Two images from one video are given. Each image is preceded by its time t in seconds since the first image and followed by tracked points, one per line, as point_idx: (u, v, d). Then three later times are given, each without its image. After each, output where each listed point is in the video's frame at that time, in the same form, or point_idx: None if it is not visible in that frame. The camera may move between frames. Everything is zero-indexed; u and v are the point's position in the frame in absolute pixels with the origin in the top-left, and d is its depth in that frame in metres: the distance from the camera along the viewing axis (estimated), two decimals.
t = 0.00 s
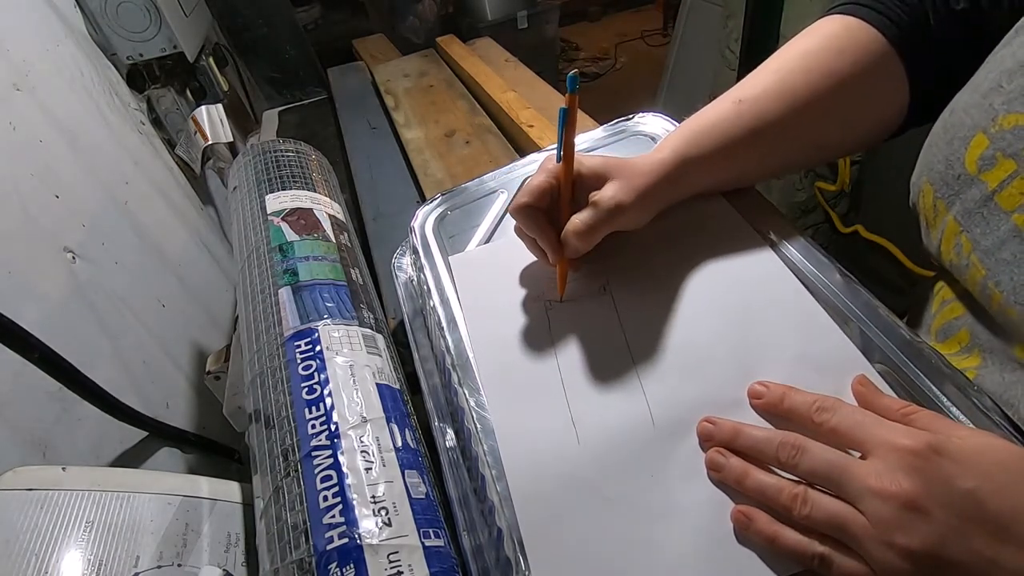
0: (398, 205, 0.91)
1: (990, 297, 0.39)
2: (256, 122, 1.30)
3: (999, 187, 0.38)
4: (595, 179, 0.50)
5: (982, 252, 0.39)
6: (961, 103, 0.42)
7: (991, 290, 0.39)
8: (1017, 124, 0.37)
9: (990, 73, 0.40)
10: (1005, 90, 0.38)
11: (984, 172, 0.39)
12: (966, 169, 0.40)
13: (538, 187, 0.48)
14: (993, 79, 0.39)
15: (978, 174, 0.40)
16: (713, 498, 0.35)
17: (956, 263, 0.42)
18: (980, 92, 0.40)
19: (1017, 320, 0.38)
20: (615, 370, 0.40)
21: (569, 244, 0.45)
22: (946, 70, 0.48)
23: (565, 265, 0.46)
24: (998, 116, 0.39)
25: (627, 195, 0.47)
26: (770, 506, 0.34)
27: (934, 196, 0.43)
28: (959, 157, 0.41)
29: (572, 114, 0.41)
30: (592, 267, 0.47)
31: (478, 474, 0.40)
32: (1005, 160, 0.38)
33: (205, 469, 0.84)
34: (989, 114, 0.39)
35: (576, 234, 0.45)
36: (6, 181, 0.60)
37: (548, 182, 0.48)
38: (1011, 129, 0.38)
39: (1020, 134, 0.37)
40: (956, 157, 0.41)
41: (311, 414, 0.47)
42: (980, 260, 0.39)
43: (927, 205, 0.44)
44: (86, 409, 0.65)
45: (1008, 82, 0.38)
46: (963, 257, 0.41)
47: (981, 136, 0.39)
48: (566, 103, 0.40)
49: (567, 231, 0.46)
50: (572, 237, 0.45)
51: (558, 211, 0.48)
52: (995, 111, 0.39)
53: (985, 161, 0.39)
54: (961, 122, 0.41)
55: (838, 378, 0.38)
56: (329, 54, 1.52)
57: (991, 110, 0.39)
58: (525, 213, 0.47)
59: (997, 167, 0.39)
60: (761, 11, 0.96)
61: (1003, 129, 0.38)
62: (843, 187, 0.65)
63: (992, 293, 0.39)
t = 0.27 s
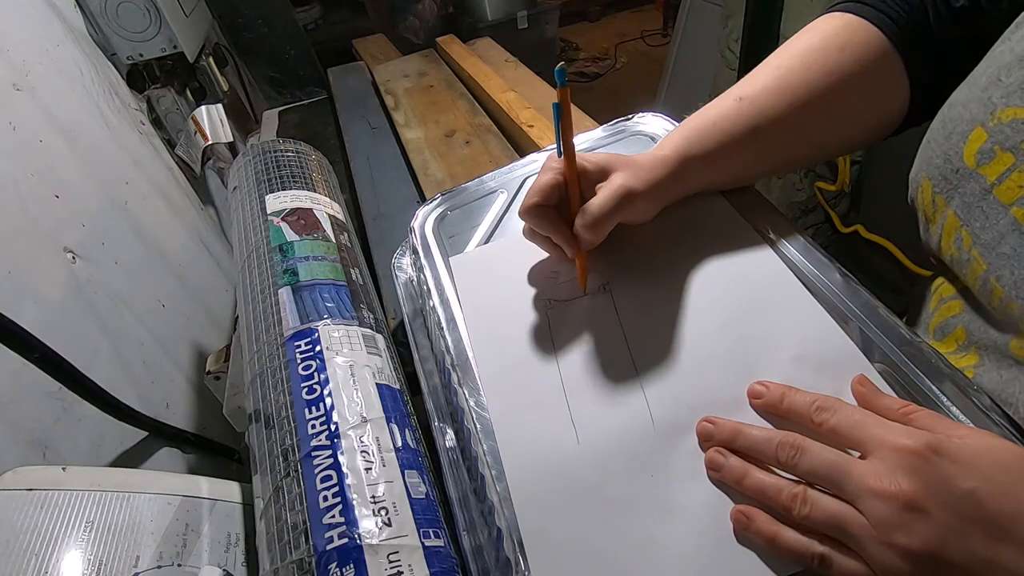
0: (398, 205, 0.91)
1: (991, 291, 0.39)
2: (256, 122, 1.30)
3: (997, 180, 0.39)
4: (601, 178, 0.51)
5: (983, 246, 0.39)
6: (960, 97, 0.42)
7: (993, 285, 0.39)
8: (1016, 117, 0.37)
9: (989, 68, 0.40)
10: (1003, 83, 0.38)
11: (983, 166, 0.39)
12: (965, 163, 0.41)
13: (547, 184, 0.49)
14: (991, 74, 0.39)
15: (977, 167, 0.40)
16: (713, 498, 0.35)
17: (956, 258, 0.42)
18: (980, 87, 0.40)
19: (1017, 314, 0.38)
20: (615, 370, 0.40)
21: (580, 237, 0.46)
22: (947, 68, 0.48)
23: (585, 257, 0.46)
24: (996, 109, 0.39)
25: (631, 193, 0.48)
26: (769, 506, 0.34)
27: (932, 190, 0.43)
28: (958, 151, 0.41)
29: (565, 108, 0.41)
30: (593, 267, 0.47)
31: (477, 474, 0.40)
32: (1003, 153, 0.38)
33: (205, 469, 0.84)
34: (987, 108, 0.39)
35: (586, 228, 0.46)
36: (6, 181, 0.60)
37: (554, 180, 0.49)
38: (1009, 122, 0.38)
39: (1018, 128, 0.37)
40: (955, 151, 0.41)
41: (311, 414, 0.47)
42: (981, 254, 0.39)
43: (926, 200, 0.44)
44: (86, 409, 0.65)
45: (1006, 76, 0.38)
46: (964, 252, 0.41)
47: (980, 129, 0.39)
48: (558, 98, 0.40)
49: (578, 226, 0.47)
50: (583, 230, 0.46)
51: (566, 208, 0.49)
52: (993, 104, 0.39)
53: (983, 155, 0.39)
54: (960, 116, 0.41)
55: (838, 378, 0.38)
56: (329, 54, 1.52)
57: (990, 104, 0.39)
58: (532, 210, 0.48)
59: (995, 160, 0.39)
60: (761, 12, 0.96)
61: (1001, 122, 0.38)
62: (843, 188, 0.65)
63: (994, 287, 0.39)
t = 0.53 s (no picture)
0: (398, 205, 0.91)
1: (992, 290, 0.39)
2: (255, 122, 1.30)
3: (999, 178, 0.39)
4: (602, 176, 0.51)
5: (984, 245, 0.39)
6: (962, 96, 0.42)
7: (994, 283, 0.39)
8: (1018, 115, 0.37)
9: (990, 67, 0.40)
10: (1006, 82, 0.38)
11: (985, 164, 0.39)
12: (966, 161, 0.41)
13: (550, 184, 0.49)
14: (994, 72, 0.39)
15: (979, 166, 0.40)
16: (714, 497, 0.35)
17: (957, 257, 0.42)
18: (981, 85, 0.40)
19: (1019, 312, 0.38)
20: (615, 370, 0.40)
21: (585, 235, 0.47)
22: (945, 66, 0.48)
23: (590, 256, 0.46)
24: (998, 108, 0.39)
25: (634, 191, 0.48)
26: (769, 506, 0.34)
27: (934, 190, 0.43)
28: (959, 149, 0.41)
29: (565, 107, 0.41)
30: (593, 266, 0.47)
31: (477, 474, 0.40)
32: (1005, 152, 0.38)
33: (205, 469, 0.84)
34: (989, 106, 0.39)
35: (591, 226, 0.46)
36: (6, 181, 0.60)
37: (559, 179, 0.49)
38: (1011, 121, 0.38)
39: (1020, 127, 0.37)
40: (956, 150, 0.41)
41: (311, 414, 0.47)
42: (982, 253, 0.39)
43: (927, 200, 0.44)
44: (86, 409, 0.65)
45: (1008, 75, 0.38)
46: (965, 251, 0.41)
47: (982, 128, 0.39)
48: (558, 96, 0.40)
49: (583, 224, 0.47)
50: (587, 227, 0.46)
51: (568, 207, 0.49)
52: (995, 102, 0.39)
53: (985, 153, 0.39)
54: (962, 115, 0.41)
55: (838, 378, 0.38)
56: (329, 54, 1.53)
57: (992, 102, 0.39)
58: (534, 209, 0.47)
59: (997, 159, 0.39)
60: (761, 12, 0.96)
61: (1004, 121, 0.38)
62: (843, 188, 0.65)
63: (995, 285, 0.39)
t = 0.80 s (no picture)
0: (398, 205, 0.91)
1: (996, 289, 0.39)
2: (256, 122, 1.30)
3: (1004, 177, 0.38)
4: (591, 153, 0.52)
5: (989, 243, 0.39)
6: (967, 94, 0.41)
7: (998, 282, 0.39)
8: None
9: (996, 65, 0.39)
10: (1011, 81, 0.38)
11: (990, 163, 0.39)
12: (971, 160, 0.40)
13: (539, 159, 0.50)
14: (999, 71, 0.39)
15: (984, 165, 0.40)
16: (713, 497, 0.35)
17: (962, 256, 0.42)
18: (987, 84, 0.40)
19: None
20: (615, 370, 0.40)
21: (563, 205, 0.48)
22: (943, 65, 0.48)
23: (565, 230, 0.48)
24: (1003, 106, 0.38)
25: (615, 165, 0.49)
26: (769, 506, 0.34)
27: (938, 189, 0.43)
28: (964, 148, 0.41)
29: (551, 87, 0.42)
30: (592, 266, 0.47)
31: (477, 474, 0.40)
32: (1011, 151, 0.38)
33: (205, 469, 0.84)
34: (994, 105, 0.39)
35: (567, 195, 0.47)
36: (6, 181, 0.60)
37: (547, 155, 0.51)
38: (1017, 120, 0.37)
39: None
40: (962, 149, 0.41)
41: (311, 414, 0.47)
42: (986, 252, 0.39)
43: (931, 199, 0.44)
44: (86, 409, 0.65)
45: (1013, 73, 0.38)
46: (969, 249, 0.41)
47: (987, 127, 0.39)
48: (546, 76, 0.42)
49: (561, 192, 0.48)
50: (569, 197, 0.47)
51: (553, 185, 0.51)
52: (1001, 101, 0.38)
53: (990, 152, 0.39)
54: (967, 113, 0.41)
55: (838, 377, 0.38)
56: (329, 54, 1.53)
57: (997, 101, 0.39)
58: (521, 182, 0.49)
59: (1002, 158, 0.39)
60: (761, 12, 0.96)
61: (1009, 120, 0.38)
62: (843, 187, 0.64)
63: (999, 284, 0.39)
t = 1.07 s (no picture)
0: (398, 205, 0.91)
1: (989, 291, 0.40)
2: (256, 122, 1.30)
3: (995, 181, 0.39)
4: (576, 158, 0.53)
5: (981, 246, 0.40)
6: (956, 100, 0.43)
7: (991, 285, 0.40)
8: (1013, 118, 0.38)
9: (983, 71, 0.41)
10: (1000, 86, 0.39)
11: (980, 167, 0.40)
12: (962, 165, 0.41)
13: (528, 174, 0.51)
14: (987, 77, 0.40)
15: (974, 169, 0.40)
16: (712, 498, 0.35)
17: (954, 259, 0.42)
18: (975, 89, 0.41)
19: (1017, 313, 0.38)
20: (614, 370, 0.40)
21: (560, 223, 0.47)
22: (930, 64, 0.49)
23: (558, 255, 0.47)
24: (992, 111, 0.39)
25: (605, 170, 0.49)
26: (768, 506, 0.34)
27: (930, 193, 0.44)
28: (955, 153, 0.42)
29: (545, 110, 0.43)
30: (592, 266, 0.47)
31: (477, 474, 0.40)
32: (1000, 155, 0.39)
33: (205, 469, 0.84)
34: (983, 110, 0.40)
35: (565, 211, 0.47)
36: (6, 181, 0.60)
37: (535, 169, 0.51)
38: (1006, 124, 0.39)
39: (1014, 130, 0.38)
40: (952, 154, 0.42)
41: (311, 414, 0.47)
42: (978, 255, 0.40)
43: (924, 202, 0.45)
44: (86, 409, 0.65)
45: (1002, 79, 0.39)
46: (961, 252, 0.41)
47: (977, 131, 0.40)
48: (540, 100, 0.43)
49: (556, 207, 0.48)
50: (566, 214, 0.47)
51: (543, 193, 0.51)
52: (990, 106, 0.40)
53: (981, 156, 0.40)
54: (957, 118, 0.42)
55: (837, 378, 0.38)
56: (329, 54, 1.53)
57: (986, 106, 0.40)
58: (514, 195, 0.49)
59: (992, 162, 0.40)
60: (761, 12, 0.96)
61: (998, 124, 0.39)
62: (843, 187, 0.62)
63: (992, 287, 0.39)
